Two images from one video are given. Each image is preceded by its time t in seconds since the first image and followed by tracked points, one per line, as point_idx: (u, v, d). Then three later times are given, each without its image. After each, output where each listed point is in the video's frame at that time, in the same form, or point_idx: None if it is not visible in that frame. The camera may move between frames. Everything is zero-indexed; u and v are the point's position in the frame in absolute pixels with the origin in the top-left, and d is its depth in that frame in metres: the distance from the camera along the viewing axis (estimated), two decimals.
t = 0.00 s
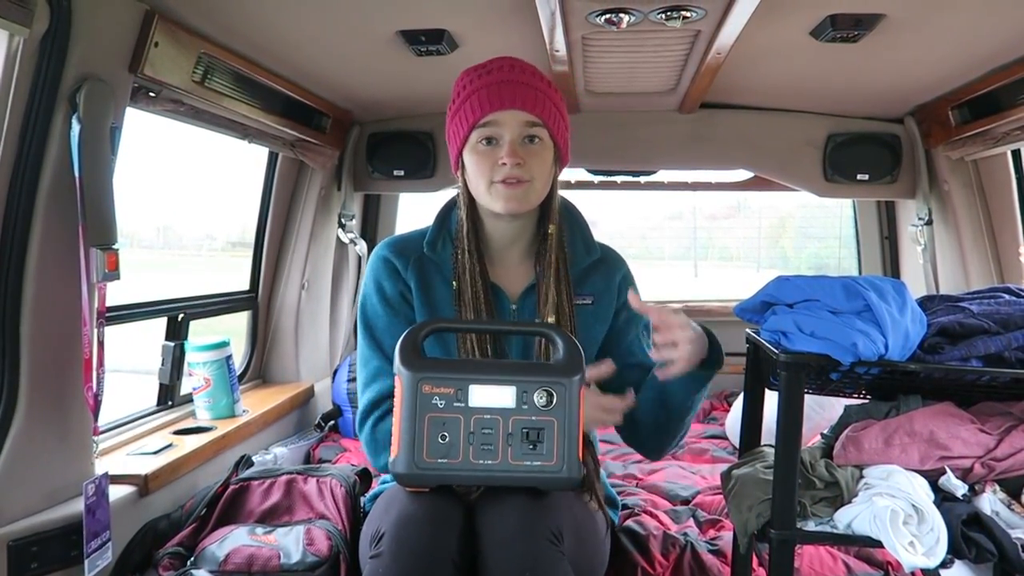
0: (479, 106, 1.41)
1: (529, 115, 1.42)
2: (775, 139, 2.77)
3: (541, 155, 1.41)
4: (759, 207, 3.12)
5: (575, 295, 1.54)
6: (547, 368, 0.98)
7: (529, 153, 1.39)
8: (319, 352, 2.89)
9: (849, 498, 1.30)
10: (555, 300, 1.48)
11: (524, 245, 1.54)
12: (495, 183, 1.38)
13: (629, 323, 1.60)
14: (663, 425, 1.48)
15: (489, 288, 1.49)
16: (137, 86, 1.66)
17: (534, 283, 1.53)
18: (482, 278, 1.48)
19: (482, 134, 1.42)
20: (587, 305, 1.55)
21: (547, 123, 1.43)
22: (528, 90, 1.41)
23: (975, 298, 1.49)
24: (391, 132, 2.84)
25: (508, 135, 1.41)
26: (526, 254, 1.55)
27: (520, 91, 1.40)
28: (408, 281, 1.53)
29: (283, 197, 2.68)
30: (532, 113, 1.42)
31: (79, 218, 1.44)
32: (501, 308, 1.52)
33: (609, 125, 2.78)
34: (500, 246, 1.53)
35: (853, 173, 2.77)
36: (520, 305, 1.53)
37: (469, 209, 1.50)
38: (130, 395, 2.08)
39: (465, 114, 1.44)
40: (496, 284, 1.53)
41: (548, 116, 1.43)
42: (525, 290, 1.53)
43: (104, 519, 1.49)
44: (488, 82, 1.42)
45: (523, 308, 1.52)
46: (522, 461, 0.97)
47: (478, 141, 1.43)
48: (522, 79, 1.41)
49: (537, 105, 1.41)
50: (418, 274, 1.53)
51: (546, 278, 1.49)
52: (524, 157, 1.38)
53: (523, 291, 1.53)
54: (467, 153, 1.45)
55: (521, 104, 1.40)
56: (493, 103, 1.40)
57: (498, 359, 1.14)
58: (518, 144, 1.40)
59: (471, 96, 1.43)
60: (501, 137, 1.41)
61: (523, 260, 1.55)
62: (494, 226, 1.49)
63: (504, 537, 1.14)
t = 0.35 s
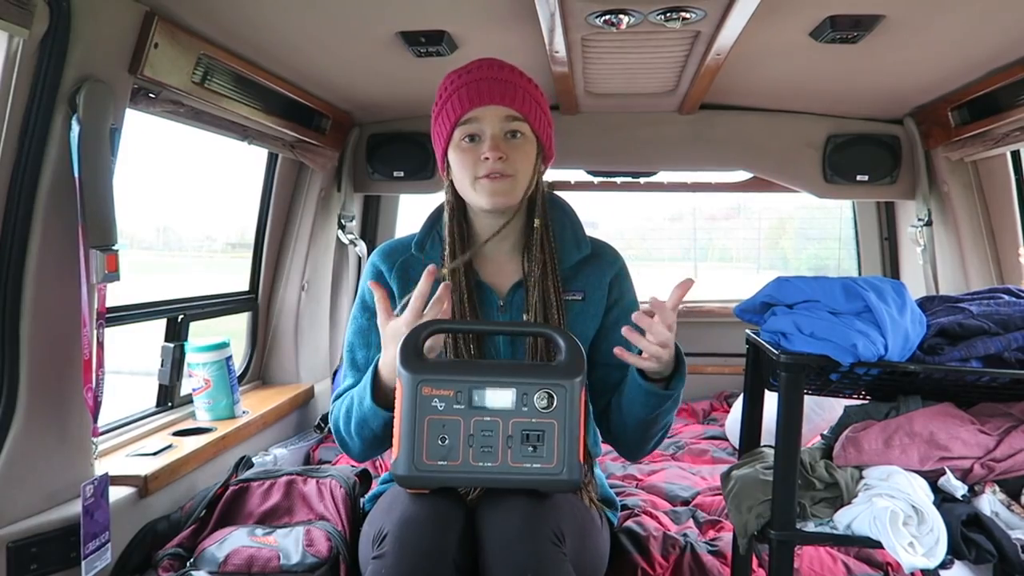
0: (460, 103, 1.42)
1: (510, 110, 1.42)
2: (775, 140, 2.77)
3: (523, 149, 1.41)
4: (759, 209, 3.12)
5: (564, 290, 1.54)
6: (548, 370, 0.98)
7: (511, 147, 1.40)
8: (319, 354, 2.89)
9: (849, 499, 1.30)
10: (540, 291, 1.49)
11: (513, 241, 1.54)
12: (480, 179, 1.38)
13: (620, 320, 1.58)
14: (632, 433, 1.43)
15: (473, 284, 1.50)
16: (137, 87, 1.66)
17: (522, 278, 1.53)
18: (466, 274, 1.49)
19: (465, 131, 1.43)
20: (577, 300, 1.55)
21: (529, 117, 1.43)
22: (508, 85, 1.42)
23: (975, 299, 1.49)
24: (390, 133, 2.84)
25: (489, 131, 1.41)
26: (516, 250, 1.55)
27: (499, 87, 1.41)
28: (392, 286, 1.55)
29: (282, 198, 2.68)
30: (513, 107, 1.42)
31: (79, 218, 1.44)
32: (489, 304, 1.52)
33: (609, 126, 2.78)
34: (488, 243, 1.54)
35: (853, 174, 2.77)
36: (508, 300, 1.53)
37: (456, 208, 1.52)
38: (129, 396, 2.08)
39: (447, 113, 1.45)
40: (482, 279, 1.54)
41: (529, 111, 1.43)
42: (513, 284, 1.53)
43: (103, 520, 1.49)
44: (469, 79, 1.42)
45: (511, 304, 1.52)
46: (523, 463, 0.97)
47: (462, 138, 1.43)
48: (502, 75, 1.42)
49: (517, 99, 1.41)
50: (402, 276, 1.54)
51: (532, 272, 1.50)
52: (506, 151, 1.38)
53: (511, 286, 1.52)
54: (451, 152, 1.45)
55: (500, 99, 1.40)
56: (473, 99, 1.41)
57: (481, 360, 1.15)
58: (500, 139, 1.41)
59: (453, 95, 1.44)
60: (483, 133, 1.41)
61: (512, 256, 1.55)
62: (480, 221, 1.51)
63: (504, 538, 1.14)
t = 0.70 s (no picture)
0: (477, 104, 1.41)
1: (525, 117, 1.43)
2: (774, 140, 2.77)
3: (535, 155, 1.42)
4: (759, 209, 3.12)
5: (565, 290, 1.54)
6: (549, 371, 0.98)
7: (524, 153, 1.41)
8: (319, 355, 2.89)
9: (849, 500, 1.30)
10: (543, 290, 1.49)
11: (515, 242, 1.54)
12: (490, 181, 1.39)
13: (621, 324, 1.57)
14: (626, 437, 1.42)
15: (476, 283, 1.50)
16: (136, 88, 1.66)
17: (523, 278, 1.53)
18: (469, 273, 1.49)
19: (479, 134, 1.42)
20: (577, 302, 1.55)
21: (542, 124, 1.44)
22: (524, 92, 1.42)
23: (975, 299, 1.49)
24: (390, 134, 2.84)
25: (504, 136, 1.42)
26: (518, 250, 1.55)
27: (518, 93, 1.41)
28: (393, 285, 1.54)
29: (282, 199, 2.68)
30: (529, 115, 1.43)
31: (78, 218, 1.44)
32: (491, 303, 1.52)
33: (608, 126, 2.78)
34: (491, 243, 1.53)
35: (853, 174, 2.77)
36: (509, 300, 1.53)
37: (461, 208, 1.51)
38: (130, 397, 2.08)
39: (462, 113, 1.43)
40: (485, 278, 1.54)
41: (543, 119, 1.44)
42: (515, 284, 1.53)
43: (102, 522, 1.49)
44: (487, 81, 1.41)
45: (512, 304, 1.52)
46: (524, 463, 0.97)
47: (474, 139, 1.43)
48: (519, 82, 1.41)
49: (534, 107, 1.42)
50: (404, 275, 1.54)
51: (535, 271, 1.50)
52: (519, 156, 1.39)
53: (512, 286, 1.52)
54: (462, 152, 1.44)
55: (519, 105, 1.40)
56: (492, 103, 1.40)
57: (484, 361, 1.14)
58: (514, 145, 1.41)
59: (469, 95, 1.43)
60: (497, 138, 1.41)
61: (514, 256, 1.55)
62: (484, 222, 1.50)
63: (504, 538, 1.14)
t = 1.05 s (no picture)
0: (513, 115, 1.39)
1: (555, 134, 1.43)
2: (774, 141, 2.77)
3: (558, 170, 1.42)
4: (759, 210, 3.12)
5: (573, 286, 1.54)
6: (550, 370, 0.98)
7: (550, 168, 1.40)
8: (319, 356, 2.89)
9: (850, 500, 1.30)
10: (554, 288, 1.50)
11: (526, 239, 1.53)
12: (514, 189, 1.38)
13: (624, 316, 1.58)
14: (642, 408, 1.43)
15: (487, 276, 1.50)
16: (137, 89, 1.66)
17: (532, 273, 1.53)
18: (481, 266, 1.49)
19: (510, 141, 1.41)
20: (583, 298, 1.56)
21: (568, 141, 1.45)
22: (557, 109, 1.42)
23: (975, 300, 1.49)
24: (390, 134, 2.84)
25: (533, 149, 1.41)
26: (526, 248, 1.55)
27: (552, 109, 1.41)
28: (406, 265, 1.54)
29: (282, 199, 2.68)
30: (558, 131, 1.43)
31: (78, 219, 1.44)
32: (500, 294, 1.52)
33: (608, 127, 2.78)
34: (501, 240, 1.53)
35: (853, 175, 2.77)
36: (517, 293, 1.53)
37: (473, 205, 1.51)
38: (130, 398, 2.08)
39: (496, 116, 1.42)
40: (495, 271, 1.54)
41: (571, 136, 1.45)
42: (522, 279, 1.53)
43: (104, 522, 1.47)
44: (528, 91, 1.40)
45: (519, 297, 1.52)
46: (526, 462, 0.97)
47: (504, 145, 1.42)
48: (555, 99, 1.42)
49: (564, 125, 1.43)
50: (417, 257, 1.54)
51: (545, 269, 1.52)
52: (545, 172, 1.39)
53: (521, 279, 1.52)
54: (488, 152, 1.44)
55: (551, 123, 1.41)
56: (527, 116, 1.39)
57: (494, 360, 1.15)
58: (541, 159, 1.41)
59: (504, 102, 1.41)
60: (527, 149, 1.41)
61: (523, 253, 1.56)
62: (495, 220, 1.50)
63: (505, 537, 1.14)
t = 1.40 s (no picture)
0: (497, 112, 1.41)
1: (544, 128, 1.41)
2: (774, 141, 2.77)
3: (552, 166, 1.41)
4: (759, 210, 3.12)
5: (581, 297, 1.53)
6: (551, 370, 0.98)
7: (541, 164, 1.40)
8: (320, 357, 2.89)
9: (850, 500, 1.30)
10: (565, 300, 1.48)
11: (532, 247, 1.56)
12: (506, 191, 1.39)
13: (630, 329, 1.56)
14: (617, 441, 1.40)
15: (495, 287, 1.51)
16: (137, 90, 1.67)
17: (540, 283, 1.54)
18: (489, 275, 1.50)
19: (498, 141, 1.43)
20: (591, 310, 1.55)
21: (562, 136, 1.43)
22: (545, 102, 1.41)
23: (975, 300, 1.49)
24: (390, 135, 2.84)
25: (522, 146, 1.41)
26: (533, 256, 1.57)
27: (539, 103, 1.40)
28: (417, 275, 1.54)
29: (283, 201, 2.68)
30: (549, 126, 1.41)
31: (79, 221, 1.44)
32: (508, 307, 1.54)
33: (608, 127, 2.78)
34: (508, 247, 1.55)
35: (853, 175, 2.78)
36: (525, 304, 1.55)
37: (482, 212, 1.51)
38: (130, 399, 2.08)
39: (485, 117, 1.44)
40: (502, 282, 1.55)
41: (565, 131, 1.43)
42: (531, 289, 1.54)
43: (105, 523, 1.47)
44: (513, 89, 1.41)
45: (527, 307, 1.53)
46: (528, 462, 0.97)
47: (494, 146, 1.43)
48: (542, 92, 1.41)
49: (557, 119, 1.41)
50: (427, 266, 1.54)
51: (553, 279, 1.52)
52: (535, 167, 1.39)
53: (528, 290, 1.54)
54: (482, 156, 1.45)
55: (538, 116, 1.40)
56: (511, 113, 1.40)
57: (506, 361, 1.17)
58: (530, 155, 1.41)
59: (490, 102, 1.43)
60: (514, 147, 1.41)
61: (531, 261, 1.58)
62: (503, 228, 1.50)
63: (506, 538, 1.14)
